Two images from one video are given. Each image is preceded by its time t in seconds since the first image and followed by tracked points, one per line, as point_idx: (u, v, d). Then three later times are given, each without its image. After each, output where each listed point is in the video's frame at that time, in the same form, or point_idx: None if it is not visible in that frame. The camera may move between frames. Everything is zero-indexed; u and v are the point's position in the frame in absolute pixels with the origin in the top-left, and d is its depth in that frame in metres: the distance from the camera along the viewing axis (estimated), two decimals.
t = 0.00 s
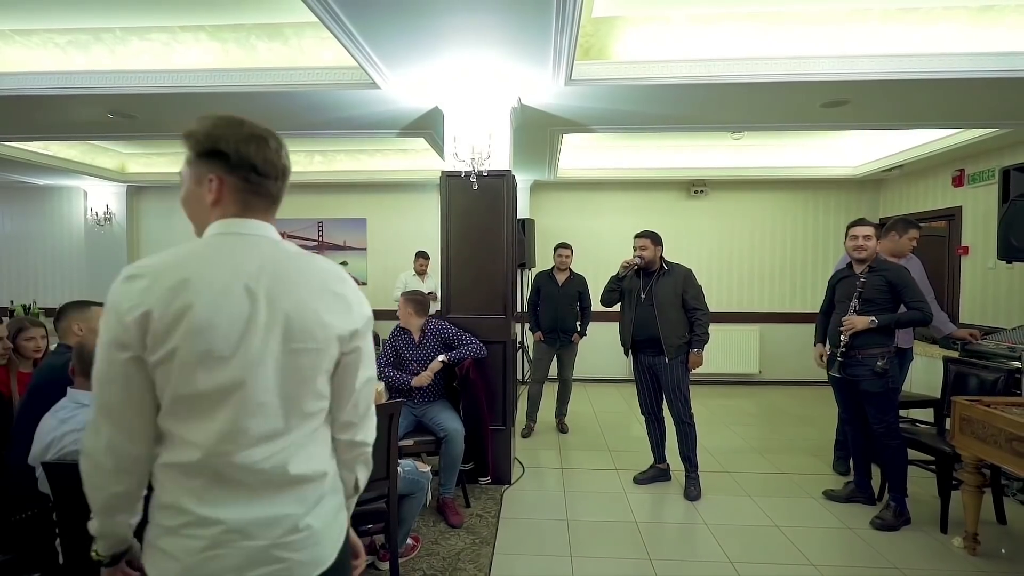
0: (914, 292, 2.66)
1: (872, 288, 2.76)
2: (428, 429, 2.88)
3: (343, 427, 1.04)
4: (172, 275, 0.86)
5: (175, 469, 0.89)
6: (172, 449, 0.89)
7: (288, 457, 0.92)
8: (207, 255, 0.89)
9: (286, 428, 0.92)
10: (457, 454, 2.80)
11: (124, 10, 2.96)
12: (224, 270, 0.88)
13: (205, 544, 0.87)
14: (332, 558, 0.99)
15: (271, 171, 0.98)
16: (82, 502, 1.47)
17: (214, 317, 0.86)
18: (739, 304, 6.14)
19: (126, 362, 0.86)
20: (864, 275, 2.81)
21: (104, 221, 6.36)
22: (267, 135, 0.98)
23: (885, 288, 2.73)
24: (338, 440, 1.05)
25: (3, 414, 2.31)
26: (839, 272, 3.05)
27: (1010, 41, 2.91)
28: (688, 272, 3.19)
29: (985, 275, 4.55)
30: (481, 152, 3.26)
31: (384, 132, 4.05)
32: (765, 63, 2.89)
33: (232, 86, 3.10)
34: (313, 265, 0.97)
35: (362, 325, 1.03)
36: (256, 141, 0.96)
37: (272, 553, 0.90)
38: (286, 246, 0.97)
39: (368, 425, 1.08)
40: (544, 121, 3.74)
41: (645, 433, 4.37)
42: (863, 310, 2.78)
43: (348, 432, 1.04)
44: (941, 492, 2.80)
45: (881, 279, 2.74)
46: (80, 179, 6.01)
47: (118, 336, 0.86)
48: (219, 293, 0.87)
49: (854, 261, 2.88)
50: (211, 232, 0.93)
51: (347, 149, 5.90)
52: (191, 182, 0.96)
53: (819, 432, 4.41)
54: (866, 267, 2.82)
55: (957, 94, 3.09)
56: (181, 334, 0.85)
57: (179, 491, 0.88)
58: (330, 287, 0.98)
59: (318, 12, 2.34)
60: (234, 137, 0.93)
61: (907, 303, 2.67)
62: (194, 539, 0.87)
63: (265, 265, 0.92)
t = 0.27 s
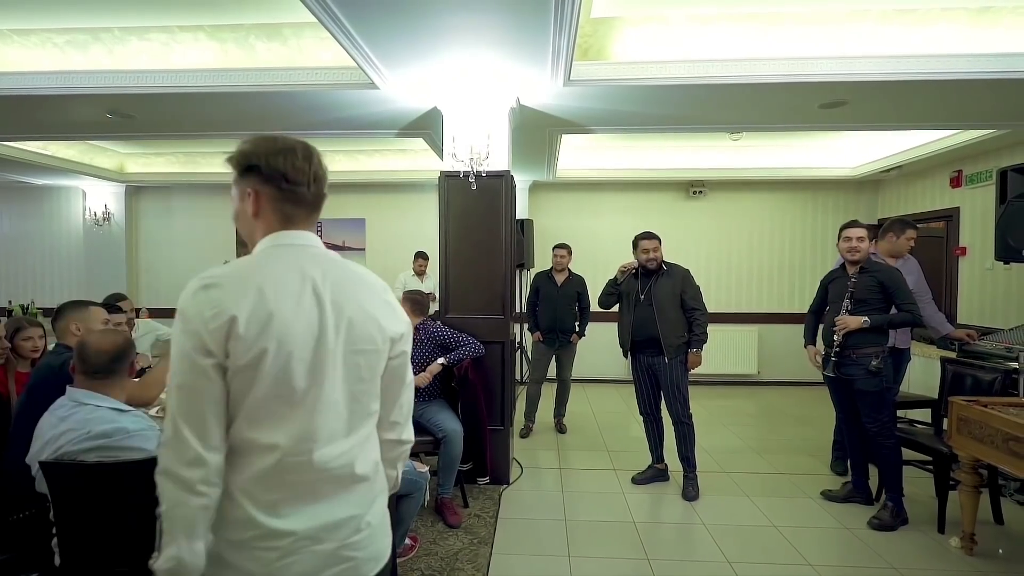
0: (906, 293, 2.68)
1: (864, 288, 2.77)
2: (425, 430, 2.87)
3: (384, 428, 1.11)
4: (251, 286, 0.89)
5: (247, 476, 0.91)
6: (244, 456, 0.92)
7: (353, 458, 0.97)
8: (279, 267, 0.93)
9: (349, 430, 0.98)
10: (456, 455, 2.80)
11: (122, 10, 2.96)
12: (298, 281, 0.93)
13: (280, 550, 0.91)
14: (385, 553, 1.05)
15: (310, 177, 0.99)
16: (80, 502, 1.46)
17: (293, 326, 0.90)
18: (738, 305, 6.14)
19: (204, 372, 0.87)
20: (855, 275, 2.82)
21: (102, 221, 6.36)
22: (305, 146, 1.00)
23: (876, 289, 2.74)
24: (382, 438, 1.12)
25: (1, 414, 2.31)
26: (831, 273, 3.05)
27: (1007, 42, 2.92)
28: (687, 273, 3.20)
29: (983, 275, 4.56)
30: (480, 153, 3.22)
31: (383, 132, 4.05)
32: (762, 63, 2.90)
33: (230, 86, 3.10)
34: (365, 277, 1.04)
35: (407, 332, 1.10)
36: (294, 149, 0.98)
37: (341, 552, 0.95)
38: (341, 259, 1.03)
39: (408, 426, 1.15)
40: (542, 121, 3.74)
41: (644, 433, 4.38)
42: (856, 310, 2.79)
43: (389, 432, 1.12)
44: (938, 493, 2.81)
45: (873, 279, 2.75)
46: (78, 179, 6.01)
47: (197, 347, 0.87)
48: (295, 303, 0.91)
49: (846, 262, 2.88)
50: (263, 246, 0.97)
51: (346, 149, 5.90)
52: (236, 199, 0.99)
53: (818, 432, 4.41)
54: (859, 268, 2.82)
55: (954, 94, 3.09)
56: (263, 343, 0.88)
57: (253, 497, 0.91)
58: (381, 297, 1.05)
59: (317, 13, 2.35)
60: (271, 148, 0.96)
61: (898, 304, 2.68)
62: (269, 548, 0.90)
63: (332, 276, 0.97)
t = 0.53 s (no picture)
0: (902, 291, 2.70)
1: (861, 288, 2.77)
2: (424, 430, 2.87)
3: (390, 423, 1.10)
4: (263, 275, 0.90)
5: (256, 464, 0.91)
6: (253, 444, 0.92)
7: (362, 448, 0.98)
8: (291, 256, 0.93)
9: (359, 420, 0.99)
10: (454, 455, 2.80)
11: (121, 9, 2.96)
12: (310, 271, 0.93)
13: (289, 535, 0.91)
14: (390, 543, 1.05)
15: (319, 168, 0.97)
16: (76, 502, 1.45)
17: (306, 315, 0.90)
18: (737, 304, 6.15)
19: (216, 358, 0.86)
20: (850, 275, 2.82)
21: (101, 221, 6.35)
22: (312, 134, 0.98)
23: (873, 288, 2.75)
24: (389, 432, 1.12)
25: None
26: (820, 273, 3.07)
27: (1006, 42, 2.92)
28: (688, 273, 3.21)
29: (981, 275, 4.56)
30: (480, 152, 3.22)
31: (382, 131, 4.05)
32: (761, 64, 2.90)
33: (229, 85, 3.10)
34: (377, 269, 1.04)
35: (415, 326, 1.09)
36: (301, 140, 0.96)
37: (348, 539, 0.96)
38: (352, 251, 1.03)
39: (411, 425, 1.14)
40: (541, 121, 3.74)
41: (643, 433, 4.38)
42: (853, 310, 2.79)
43: (395, 428, 1.10)
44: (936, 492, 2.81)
45: (868, 278, 2.76)
46: (77, 178, 6.00)
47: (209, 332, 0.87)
48: (308, 292, 0.91)
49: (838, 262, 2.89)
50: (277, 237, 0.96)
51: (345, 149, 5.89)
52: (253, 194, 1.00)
53: (816, 432, 4.42)
54: (852, 267, 2.83)
55: (953, 94, 3.10)
56: (276, 330, 0.88)
57: (262, 484, 0.91)
58: (393, 290, 1.05)
59: (316, 12, 2.34)
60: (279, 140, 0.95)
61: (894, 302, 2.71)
62: (278, 534, 0.91)
63: (343, 266, 0.97)
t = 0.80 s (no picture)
0: (898, 291, 2.71)
1: (858, 288, 2.78)
2: (424, 431, 2.87)
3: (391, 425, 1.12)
4: (271, 278, 0.89)
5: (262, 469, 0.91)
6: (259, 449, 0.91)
7: (366, 452, 0.98)
8: (298, 260, 0.93)
9: (364, 424, 0.99)
10: (453, 456, 2.79)
11: (119, 10, 2.95)
12: (318, 274, 0.93)
13: (295, 542, 0.90)
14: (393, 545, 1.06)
15: (331, 175, 1.00)
16: (75, 504, 1.45)
17: (314, 319, 0.90)
18: (736, 305, 6.15)
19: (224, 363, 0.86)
20: (847, 276, 2.82)
21: (99, 221, 6.34)
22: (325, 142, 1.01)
23: (870, 288, 2.76)
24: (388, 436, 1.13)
25: None
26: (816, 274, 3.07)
27: (1005, 43, 2.93)
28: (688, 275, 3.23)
29: (980, 276, 4.57)
30: (478, 153, 3.24)
31: (381, 132, 4.04)
32: (761, 65, 2.90)
33: (227, 86, 3.09)
34: (379, 273, 1.05)
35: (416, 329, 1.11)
36: (313, 147, 0.98)
37: (354, 545, 0.96)
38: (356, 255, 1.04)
39: (411, 425, 1.16)
40: (541, 122, 3.74)
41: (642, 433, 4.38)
42: (852, 310, 2.79)
43: (395, 429, 1.12)
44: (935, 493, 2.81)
45: (866, 278, 2.77)
46: (75, 178, 5.99)
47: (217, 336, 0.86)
48: (316, 296, 0.91)
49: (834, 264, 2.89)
50: (280, 239, 0.95)
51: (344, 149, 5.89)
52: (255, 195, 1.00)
53: (815, 432, 4.42)
54: (848, 268, 2.84)
55: (952, 95, 3.10)
56: (284, 334, 0.88)
57: (268, 489, 0.91)
58: (395, 294, 1.06)
59: (315, 13, 2.34)
60: (294, 144, 0.97)
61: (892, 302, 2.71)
62: (284, 541, 0.90)
63: (349, 270, 0.97)
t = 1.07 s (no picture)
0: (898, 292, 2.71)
1: (859, 289, 2.77)
2: (423, 431, 2.87)
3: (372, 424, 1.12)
4: (257, 282, 0.88)
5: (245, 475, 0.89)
6: (242, 455, 0.89)
7: (350, 455, 0.98)
8: (284, 265, 0.92)
9: (348, 427, 0.99)
10: (453, 456, 2.79)
11: (118, 10, 2.95)
12: (305, 278, 0.92)
13: (280, 546, 0.89)
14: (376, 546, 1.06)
15: (315, 175, 1.00)
16: (73, 506, 1.44)
17: (301, 325, 0.90)
18: (735, 305, 6.16)
19: (209, 369, 0.84)
20: (846, 277, 2.82)
21: (98, 221, 6.33)
22: (306, 140, 1.00)
23: (870, 289, 2.76)
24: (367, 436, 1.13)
25: None
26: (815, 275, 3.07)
27: (1005, 44, 2.93)
28: (688, 274, 3.24)
29: (978, 276, 4.58)
30: (477, 153, 3.24)
31: (380, 132, 4.04)
32: (760, 66, 2.90)
33: (227, 86, 3.09)
34: (362, 278, 1.05)
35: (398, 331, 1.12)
36: (298, 148, 0.98)
37: (338, 547, 0.95)
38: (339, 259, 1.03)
39: (390, 423, 1.17)
40: (540, 122, 3.74)
41: (641, 434, 4.38)
42: (852, 311, 2.78)
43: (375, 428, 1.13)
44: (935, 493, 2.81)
45: (865, 279, 2.77)
46: (74, 178, 5.98)
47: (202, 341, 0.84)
48: (303, 301, 0.91)
49: (832, 265, 2.89)
50: (260, 241, 0.94)
51: (344, 150, 5.89)
52: (233, 195, 0.97)
53: (814, 433, 4.43)
54: (847, 270, 2.84)
55: (951, 97, 3.11)
56: (271, 339, 0.87)
57: (252, 495, 0.89)
58: (378, 298, 1.07)
59: (314, 13, 2.34)
60: (277, 143, 0.96)
61: (891, 302, 2.71)
62: (269, 546, 0.89)
63: (335, 275, 0.97)
